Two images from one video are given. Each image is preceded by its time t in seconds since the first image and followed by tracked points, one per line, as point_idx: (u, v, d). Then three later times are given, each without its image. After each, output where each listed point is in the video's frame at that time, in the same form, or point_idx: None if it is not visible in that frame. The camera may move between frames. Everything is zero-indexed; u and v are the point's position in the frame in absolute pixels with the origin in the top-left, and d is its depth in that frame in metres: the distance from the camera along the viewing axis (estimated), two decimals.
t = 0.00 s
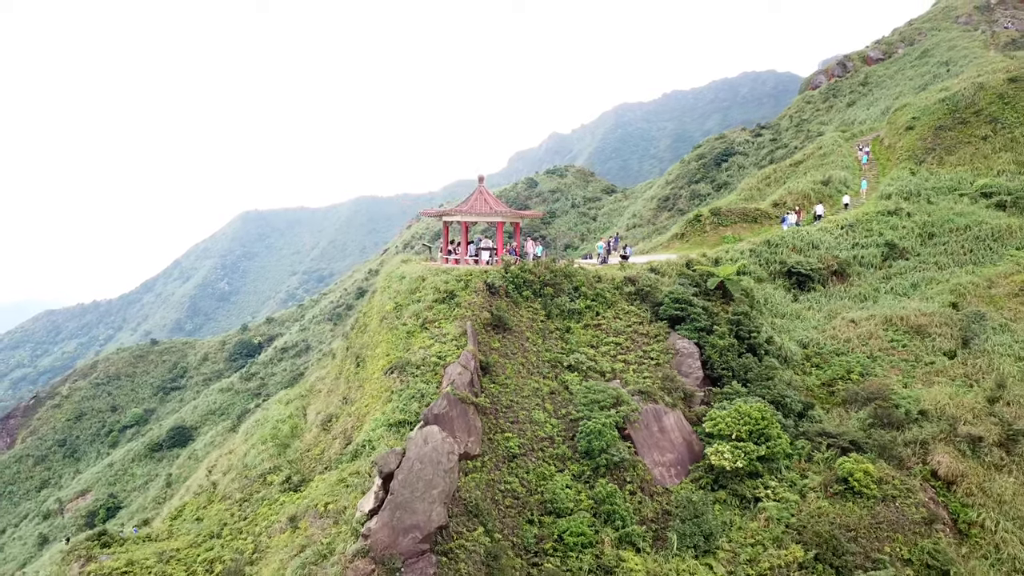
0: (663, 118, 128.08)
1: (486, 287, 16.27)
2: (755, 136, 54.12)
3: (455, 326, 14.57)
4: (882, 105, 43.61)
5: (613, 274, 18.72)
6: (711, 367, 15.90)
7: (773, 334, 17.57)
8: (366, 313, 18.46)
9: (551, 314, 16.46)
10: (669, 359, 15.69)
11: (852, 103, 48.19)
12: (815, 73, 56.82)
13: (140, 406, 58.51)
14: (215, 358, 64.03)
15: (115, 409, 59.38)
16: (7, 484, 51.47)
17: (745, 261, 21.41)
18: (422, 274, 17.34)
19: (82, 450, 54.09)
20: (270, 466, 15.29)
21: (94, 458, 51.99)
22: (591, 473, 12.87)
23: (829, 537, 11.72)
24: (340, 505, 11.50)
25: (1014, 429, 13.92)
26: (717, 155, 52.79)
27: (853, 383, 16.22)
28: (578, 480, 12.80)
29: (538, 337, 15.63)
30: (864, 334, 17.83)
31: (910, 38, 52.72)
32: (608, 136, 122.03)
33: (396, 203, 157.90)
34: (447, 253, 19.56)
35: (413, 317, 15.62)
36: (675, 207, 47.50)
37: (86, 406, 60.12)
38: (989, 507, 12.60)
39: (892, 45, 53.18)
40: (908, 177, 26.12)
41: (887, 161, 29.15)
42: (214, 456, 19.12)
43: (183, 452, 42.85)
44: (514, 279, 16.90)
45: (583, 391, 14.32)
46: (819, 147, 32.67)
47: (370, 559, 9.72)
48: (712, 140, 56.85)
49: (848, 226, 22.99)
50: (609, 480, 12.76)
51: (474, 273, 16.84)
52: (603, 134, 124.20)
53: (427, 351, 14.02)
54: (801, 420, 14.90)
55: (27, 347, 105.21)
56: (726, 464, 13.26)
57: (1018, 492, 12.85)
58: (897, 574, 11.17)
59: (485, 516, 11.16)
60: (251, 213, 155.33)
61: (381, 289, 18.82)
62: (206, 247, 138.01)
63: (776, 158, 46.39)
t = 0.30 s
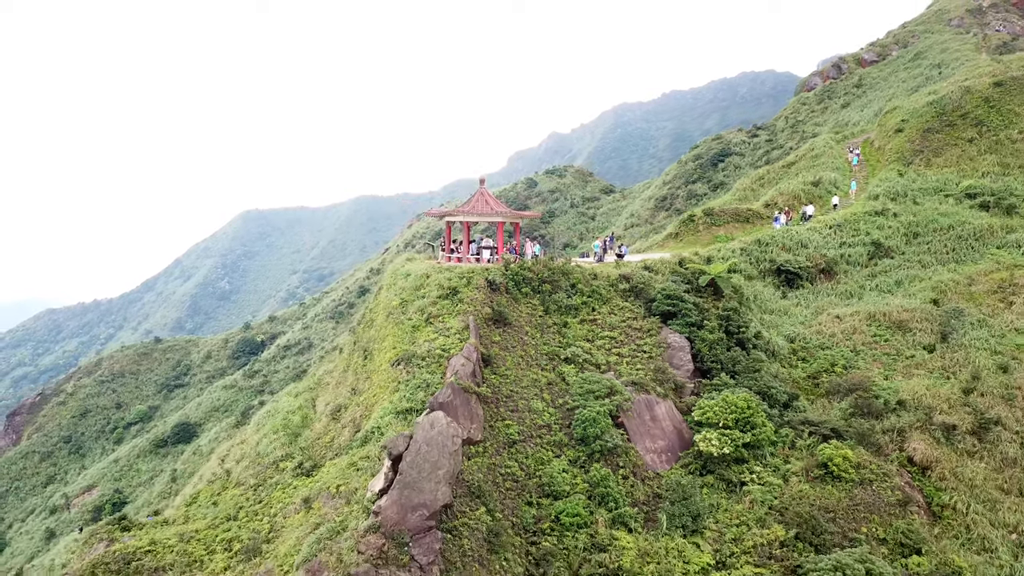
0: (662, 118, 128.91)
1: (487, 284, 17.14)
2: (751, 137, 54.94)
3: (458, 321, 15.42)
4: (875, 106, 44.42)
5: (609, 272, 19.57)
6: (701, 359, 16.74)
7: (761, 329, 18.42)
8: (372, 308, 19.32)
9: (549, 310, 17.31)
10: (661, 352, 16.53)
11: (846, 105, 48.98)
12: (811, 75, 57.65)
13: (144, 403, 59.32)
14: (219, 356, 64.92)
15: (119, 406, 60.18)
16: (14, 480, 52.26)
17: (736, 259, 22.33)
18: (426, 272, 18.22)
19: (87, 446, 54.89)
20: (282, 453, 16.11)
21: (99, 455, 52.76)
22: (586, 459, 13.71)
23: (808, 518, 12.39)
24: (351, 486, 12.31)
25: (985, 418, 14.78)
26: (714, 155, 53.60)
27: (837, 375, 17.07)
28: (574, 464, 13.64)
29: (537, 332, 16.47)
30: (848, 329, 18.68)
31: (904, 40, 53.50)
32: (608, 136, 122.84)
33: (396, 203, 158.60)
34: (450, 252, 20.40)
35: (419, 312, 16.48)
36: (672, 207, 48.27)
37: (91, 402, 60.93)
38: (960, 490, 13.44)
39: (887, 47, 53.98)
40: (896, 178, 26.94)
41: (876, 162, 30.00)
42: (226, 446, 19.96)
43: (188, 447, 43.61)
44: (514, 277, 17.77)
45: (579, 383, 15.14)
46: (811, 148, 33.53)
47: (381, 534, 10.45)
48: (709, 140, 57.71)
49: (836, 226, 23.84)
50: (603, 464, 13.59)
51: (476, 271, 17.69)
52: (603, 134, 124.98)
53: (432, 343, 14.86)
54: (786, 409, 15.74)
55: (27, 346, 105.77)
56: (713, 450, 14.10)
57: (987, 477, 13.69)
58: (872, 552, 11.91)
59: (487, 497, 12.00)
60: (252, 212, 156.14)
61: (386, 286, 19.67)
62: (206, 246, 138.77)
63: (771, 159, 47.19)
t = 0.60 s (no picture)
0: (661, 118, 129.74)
1: (488, 281, 18.03)
2: (747, 138, 55.79)
3: (461, 315, 16.29)
4: (869, 108, 45.26)
5: (605, 269, 20.44)
6: (692, 353, 17.62)
7: (751, 324, 19.31)
8: (378, 304, 20.19)
9: (548, 306, 18.20)
10: (654, 345, 17.39)
11: (841, 106, 49.82)
12: (806, 76, 58.51)
13: (149, 400, 60.10)
14: (222, 353, 65.74)
15: (124, 404, 60.95)
16: (20, 476, 53.02)
17: (728, 258, 23.23)
18: (430, 269, 19.08)
19: (92, 442, 55.66)
20: (294, 441, 16.96)
21: (104, 451, 53.54)
22: (582, 445, 14.58)
23: (790, 499, 13.20)
24: (362, 469, 13.17)
25: (960, 408, 15.58)
26: (711, 156, 54.45)
27: (821, 367, 17.93)
28: (571, 450, 14.50)
29: (535, 326, 17.36)
30: (834, 324, 19.57)
31: (898, 42, 54.35)
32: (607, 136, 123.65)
33: (396, 202, 159.31)
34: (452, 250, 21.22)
35: (424, 308, 17.33)
36: (669, 207, 49.06)
37: (95, 399, 61.68)
38: (935, 475, 14.23)
39: (881, 49, 54.82)
40: (884, 179, 27.80)
41: (866, 163, 30.87)
42: (238, 437, 20.80)
43: (193, 443, 44.39)
44: (513, 274, 18.66)
45: (575, 374, 16.01)
46: (803, 149, 34.41)
47: (390, 511, 11.25)
48: (706, 141, 58.60)
49: (825, 225, 24.71)
50: (597, 450, 14.44)
51: (478, 269, 18.55)
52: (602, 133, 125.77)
53: (436, 336, 15.72)
54: (772, 400, 16.61)
55: (28, 345, 106.34)
56: (702, 436, 14.97)
57: (961, 463, 14.48)
58: (849, 531, 12.71)
59: (489, 479, 12.84)
60: (253, 212, 156.92)
61: (392, 282, 20.53)
62: (207, 245, 139.45)
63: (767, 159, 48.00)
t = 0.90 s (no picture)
0: (660, 117, 130.55)
1: (490, 277, 18.91)
2: (744, 138, 56.65)
3: (464, 310, 17.16)
4: (862, 109, 46.13)
5: (601, 267, 21.32)
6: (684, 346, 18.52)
7: (741, 319, 20.21)
8: (384, 300, 21.07)
9: (546, 302, 19.09)
10: (648, 339, 18.27)
11: (835, 107, 50.67)
12: (802, 78, 59.36)
13: (153, 397, 60.95)
14: (226, 351, 66.63)
15: (129, 400, 61.81)
16: (27, 471, 53.82)
17: (720, 256, 24.12)
18: (435, 267, 19.97)
19: (98, 438, 56.52)
20: (306, 430, 17.84)
21: (110, 447, 54.39)
22: (579, 432, 15.47)
23: (774, 482, 14.01)
24: (372, 454, 14.04)
25: (937, 398, 16.39)
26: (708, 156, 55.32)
27: (808, 360, 18.82)
28: (568, 437, 15.38)
29: (535, 321, 18.24)
30: (820, 320, 20.48)
31: (892, 44, 55.20)
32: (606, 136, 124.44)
33: (396, 201, 160.05)
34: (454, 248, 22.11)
35: (429, 303, 18.20)
36: (667, 206, 49.86)
37: (101, 396, 62.54)
38: (912, 461, 15.07)
39: (875, 51, 55.67)
40: (873, 180, 28.68)
41: (857, 164, 31.74)
42: (250, 427, 21.70)
43: (198, 439, 45.22)
44: (514, 272, 19.56)
45: (572, 366, 16.91)
46: (796, 150, 35.27)
47: (400, 491, 12.09)
48: (703, 142, 59.51)
49: (815, 225, 25.60)
50: (593, 437, 15.32)
51: (480, 266, 19.42)
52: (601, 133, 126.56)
53: (441, 330, 16.58)
54: (759, 390, 17.50)
55: (30, 343, 107.02)
56: (692, 424, 15.85)
57: (938, 449, 15.29)
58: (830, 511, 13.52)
59: (492, 463, 13.70)
60: (254, 211, 157.74)
61: (398, 280, 21.42)
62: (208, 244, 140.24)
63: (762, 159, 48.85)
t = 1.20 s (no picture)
0: (659, 117, 131.43)
1: (491, 274, 19.82)
2: (740, 139, 57.56)
3: (467, 305, 18.06)
4: (855, 111, 47.05)
5: (598, 264, 22.24)
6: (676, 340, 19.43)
7: (731, 315, 21.13)
8: (390, 296, 21.96)
9: (545, 297, 20.01)
10: (642, 333, 19.16)
11: (830, 108, 51.55)
12: (798, 79, 60.26)
13: (158, 394, 61.80)
14: (229, 348, 67.50)
15: (134, 397, 62.66)
16: (33, 467, 54.61)
17: (713, 254, 25.03)
18: (439, 265, 20.88)
19: (104, 435, 57.36)
20: (317, 420, 18.73)
21: (115, 443, 55.23)
22: (576, 420, 16.38)
23: (760, 467, 14.88)
24: (381, 440, 14.92)
25: (916, 388, 17.24)
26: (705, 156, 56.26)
27: (795, 353, 19.72)
28: (566, 425, 16.27)
29: (534, 316, 19.15)
30: (807, 315, 21.40)
31: (886, 46, 56.10)
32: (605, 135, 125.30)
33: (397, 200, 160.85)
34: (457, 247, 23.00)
35: (434, 299, 19.09)
36: (664, 206, 50.76)
37: (106, 393, 63.43)
38: (891, 447, 15.94)
39: (870, 53, 56.57)
40: (863, 181, 29.59)
41: (847, 165, 32.66)
42: (262, 418, 22.61)
43: (203, 435, 46.09)
44: (514, 269, 20.47)
45: (570, 358, 17.82)
46: (788, 152, 36.17)
47: (408, 473, 12.94)
48: (700, 142, 60.44)
49: (804, 225, 26.53)
50: (590, 425, 16.22)
51: (482, 264, 20.30)
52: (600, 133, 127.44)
53: (445, 324, 17.47)
54: (748, 381, 18.39)
55: (32, 342, 107.70)
56: (683, 414, 16.75)
57: (916, 437, 16.14)
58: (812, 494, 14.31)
59: (494, 448, 14.58)
60: (254, 210, 158.57)
61: (403, 277, 22.33)
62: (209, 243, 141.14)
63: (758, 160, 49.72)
